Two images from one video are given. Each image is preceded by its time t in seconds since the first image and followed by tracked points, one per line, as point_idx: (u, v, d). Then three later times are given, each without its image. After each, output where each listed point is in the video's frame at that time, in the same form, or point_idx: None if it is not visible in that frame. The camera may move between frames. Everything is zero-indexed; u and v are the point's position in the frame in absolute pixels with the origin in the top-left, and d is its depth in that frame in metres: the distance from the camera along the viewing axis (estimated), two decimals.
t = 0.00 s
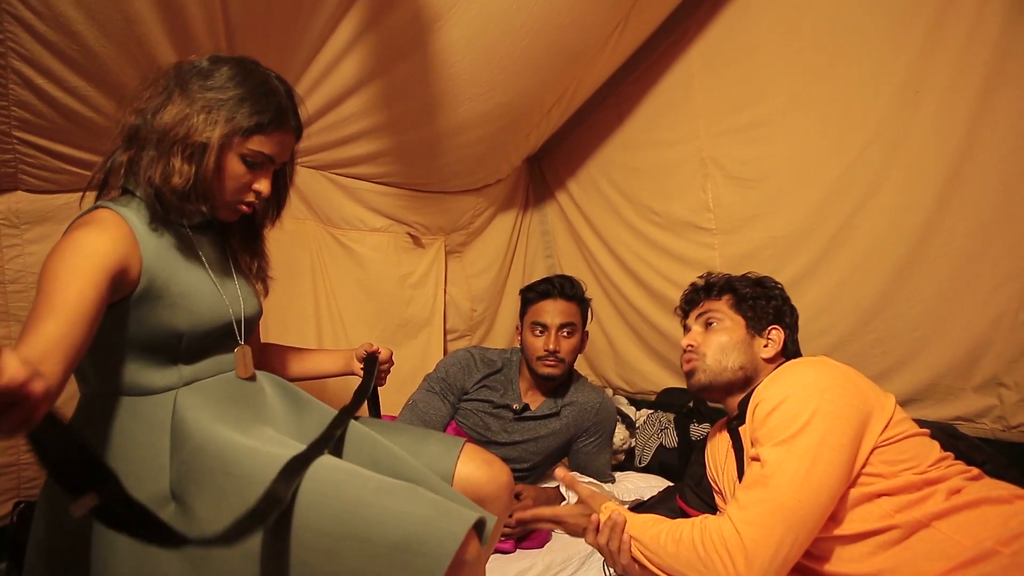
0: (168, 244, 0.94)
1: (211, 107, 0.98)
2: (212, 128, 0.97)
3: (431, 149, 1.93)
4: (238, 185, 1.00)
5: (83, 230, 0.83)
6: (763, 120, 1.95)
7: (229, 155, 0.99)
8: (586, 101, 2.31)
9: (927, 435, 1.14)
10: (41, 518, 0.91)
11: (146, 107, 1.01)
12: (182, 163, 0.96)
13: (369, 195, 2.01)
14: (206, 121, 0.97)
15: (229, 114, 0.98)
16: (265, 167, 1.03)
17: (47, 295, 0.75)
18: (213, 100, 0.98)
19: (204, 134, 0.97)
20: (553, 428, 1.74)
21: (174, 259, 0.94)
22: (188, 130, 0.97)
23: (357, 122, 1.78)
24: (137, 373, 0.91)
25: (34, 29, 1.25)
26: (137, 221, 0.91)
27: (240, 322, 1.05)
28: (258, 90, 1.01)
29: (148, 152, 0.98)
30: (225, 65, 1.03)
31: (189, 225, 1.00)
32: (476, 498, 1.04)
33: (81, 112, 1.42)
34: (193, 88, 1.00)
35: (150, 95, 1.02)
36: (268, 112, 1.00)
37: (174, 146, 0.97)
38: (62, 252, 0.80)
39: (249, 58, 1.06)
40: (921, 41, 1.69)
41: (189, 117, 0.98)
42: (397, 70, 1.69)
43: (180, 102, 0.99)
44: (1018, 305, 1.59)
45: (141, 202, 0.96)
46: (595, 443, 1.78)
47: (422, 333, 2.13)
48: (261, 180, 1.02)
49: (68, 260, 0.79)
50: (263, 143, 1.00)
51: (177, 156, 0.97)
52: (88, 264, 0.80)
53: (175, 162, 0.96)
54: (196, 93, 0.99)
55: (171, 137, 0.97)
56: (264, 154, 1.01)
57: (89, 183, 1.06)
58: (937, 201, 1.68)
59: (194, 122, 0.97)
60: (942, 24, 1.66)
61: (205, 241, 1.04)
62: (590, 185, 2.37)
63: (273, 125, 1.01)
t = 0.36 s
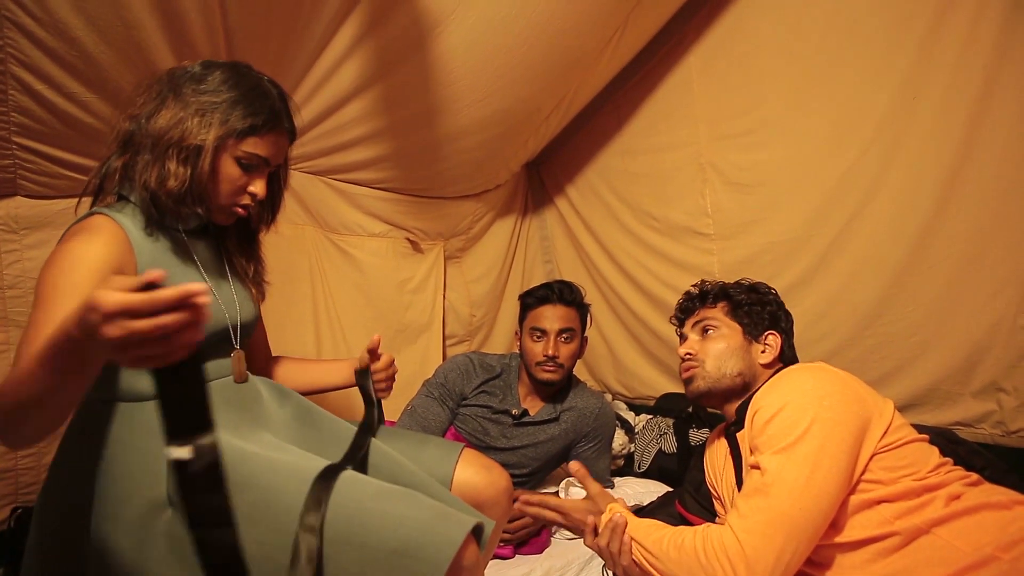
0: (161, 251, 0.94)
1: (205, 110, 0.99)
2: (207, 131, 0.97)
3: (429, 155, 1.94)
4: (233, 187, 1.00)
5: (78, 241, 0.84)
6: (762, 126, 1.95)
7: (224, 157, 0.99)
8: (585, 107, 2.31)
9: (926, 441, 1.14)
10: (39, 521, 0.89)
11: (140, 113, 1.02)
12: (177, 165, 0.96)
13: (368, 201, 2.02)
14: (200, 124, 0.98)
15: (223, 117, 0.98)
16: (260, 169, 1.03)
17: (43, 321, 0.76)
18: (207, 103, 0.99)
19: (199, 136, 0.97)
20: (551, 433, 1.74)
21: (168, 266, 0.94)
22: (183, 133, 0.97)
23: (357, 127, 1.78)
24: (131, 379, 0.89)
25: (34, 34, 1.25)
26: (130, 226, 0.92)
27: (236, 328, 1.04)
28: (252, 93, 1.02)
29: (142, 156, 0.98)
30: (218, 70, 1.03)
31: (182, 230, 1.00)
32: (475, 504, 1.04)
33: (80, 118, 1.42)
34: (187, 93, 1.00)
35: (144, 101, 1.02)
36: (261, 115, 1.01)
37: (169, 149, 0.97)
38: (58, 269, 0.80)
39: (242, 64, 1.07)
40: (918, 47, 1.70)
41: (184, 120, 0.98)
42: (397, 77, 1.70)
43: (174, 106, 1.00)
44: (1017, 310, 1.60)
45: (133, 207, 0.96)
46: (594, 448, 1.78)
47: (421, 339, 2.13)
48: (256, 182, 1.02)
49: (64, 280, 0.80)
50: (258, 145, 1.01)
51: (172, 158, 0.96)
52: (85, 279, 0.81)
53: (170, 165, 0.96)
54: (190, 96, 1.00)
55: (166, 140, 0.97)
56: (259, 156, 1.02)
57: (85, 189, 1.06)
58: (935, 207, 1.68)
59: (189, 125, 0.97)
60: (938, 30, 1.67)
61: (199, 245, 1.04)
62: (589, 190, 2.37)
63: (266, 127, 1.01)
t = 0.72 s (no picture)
0: (163, 249, 0.95)
1: (205, 105, 0.99)
2: (207, 126, 0.97)
3: (432, 155, 1.94)
4: (234, 182, 1.00)
5: (81, 239, 0.85)
6: (765, 128, 1.95)
7: (224, 152, 0.98)
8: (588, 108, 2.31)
9: (929, 444, 1.14)
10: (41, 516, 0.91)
11: (139, 110, 1.02)
12: (178, 161, 0.96)
13: (370, 201, 2.02)
14: (200, 119, 0.98)
15: (223, 112, 0.98)
16: (261, 165, 1.03)
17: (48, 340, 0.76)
18: (207, 99, 0.99)
19: (199, 130, 0.97)
20: (553, 434, 1.74)
21: (169, 266, 0.95)
22: (183, 128, 0.97)
23: (360, 127, 1.78)
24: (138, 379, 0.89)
25: (38, 32, 1.25)
26: (131, 223, 0.92)
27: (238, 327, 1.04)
28: (251, 88, 1.02)
29: (142, 152, 0.98)
30: (216, 66, 1.03)
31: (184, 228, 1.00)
32: (476, 504, 1.04)
33: (83, 116, 1.42)
34: (186, 89, 1.00)
35: (144, 98, 1.02)
36: (260, 110, 1.01)
37: (169, 145, 0.97)
38: (61, 268, 0.81)
39: (241, 60, 1.07)
40: (922, 49, 1.69)
41: (184, 116, 0.98)
42: (400, 76, 1.70)
43: (174, 102, 1.00)
44: (1020, 314, 1.60)
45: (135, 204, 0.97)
46: (595, 449, 1.78)
47: (423, 339, 2.13)
48: (257, 177, 1.01)
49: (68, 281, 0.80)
50: (258, 140, 1.00)
51: (173, 154, 0.96)
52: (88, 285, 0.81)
53: (171, 161, 0.96)
54: (190, 92, 1.00)
55: (166, 135, 0.97)
56: (259, 151, 1.01)
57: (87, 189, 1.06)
58: (938, 210, 1.68)
59: (189, 121, 0.97)
60: (943, 32, 1.66)
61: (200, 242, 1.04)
62: (592, 192, 2.37)
63: (265, 121, 1.01)
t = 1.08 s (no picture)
0: (169, 246, 0.95)
1: (203, 95, 0.98)
2: (208, 115, 0.97)
3: (433, 153, 1.93)
4: (239, 169, 0.99)
5: (91, 237, 0.86)
6: (766, 127, 1.95)
7: (227, 142, 0.98)
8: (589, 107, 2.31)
9: (931, 441, 1.14)
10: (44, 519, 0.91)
11: (134, 105, 1.01)
12: (183, 152, 0.95)
13: (370, 199, 2.01)
14: (200, 110, 0.97)
15: (222, 101, 0.98)
16: (262, 151, 1.03)
17: (68, 347, 0.82)
18: (205, 89, 0.98)
19: (201, 121, 0.96)
20: (554, 433, 1.73)
21: (175, 262, 0.95)
22: (185, 120, 0.96)
23: (361, 125, 1.78)
24: (145, 378, 0.92)
25: (38, 30, 1.25)
26: (136, 221, 0.92)
27: (241, 324, 1.04)
28: (245, 75, 1.02)
29: (144, 148, 0.97)
30: (209, 56, 1.03)
31: (188, 223, 1.00)
32: (477, 503, 1.03)
33: (83, 114, 1.42)
34: (181, 80, 1.00)
35: (137, 93, 1.02)
36: (257, 97, 1.01)
37: (173, 137, 0.96)
38: (72, 268, 0.83)
39: (231, 50, 1.07)
40: (924, 47, 1.69)
41: (183, 108, 0.97)
42: (401, 74, 1.70)
43: (170, 95, 0.99)
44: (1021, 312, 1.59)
45: (140, 200, 0.96)
46: (596, 448, 1.78)
47: (423, 338, 2.13)
48: (261, 163, 1.01)
49: (80, 281, 0.83)
50: (258, 126, 1.00)
51: (177, 146, 0.95)
52: (100, 287, 0.84)
53: (176, 153, 0.95)
54: (186, 84, 0.99)
55: (168, 127, 0.96)
56: (259, 136, 1.01)
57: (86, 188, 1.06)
58: (940, 207, 1.68)
59: (189, 112, 0.97)
60: (944, 30, 1.66)
61: (203, 238, 1.04)
62: (592, 191, 2.37)
63: (263, 109, 1.01)
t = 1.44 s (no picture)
0: (172, 239, 0.94)
1: (207, 87, 0.98)
2: (213, 107, 0.97)
3: (436, 150, 1.93)
4: (246, 161, 1.00)
5: (95, 229, 0.86)
6: (771, 125, 1.94)
7: (233, 132, 0.98)
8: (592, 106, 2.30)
9: (935, 441, 1.13)
10: (45, 519, 0.92)
11: (135, 100, 1.00)
12: (190, 144, 0.95)
13: (373, 196, 2.01)
14: (204, 101, 0.97)
15: (226, 92, 0.98)
16: (266, 140, 1.03)
17: (72, 341, 0.83)
18: (208, 80, 0.98)
19: (206, 112, 0.96)
20: (556, 432, 1.73)
21: (177, 255, 0.94)
22: (190, 113, 0.96)
23: (364, 121, 1.77)
24: (150, 373, 0.92)
25: (41, 25, 1.25)
26: (140, 214, 0.91)
27: (243, 319, 1.04)
28: (245, 66, 1.01)
29: (148, 141, 0.96)
30: (208, 49, 1.02)
31: (191, 217, 1.00)
32: (479, 500, 1.03)
33: (86, 109, 1.41)
34: (182, 74, 0.99)
35: (138, 88, 1.01)
36: (260, 87, 1.01)
37: (178, 129, 0.95)
38: (77, 258, 0.84)
39: (229, 43, 1.06)
40: (929, 45, 1.68)
41: (187, 101, 0.97)
42: (404, 71, 1.69)
43: (173, 88, 0.99)
44: None
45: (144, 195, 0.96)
46: (598, 447, 1.77)
47: (425, 336, 2.12)
48: (265, 154, 1.02)
49: (86, 272, 0.83)
50: (262, 116, 1.00)
51: (184, 138, 0.95)
52: (103, 281, 0.84)
53: (182, 145, 0.95)
54: (188, 77, 0.99)
55: (173, 120, 0.96)
56: (264, 126, 1.01)
57: (86, 182, 1.05)
58: (945, 207, 1.67)
59: (193, 104, 0.97)
60: (950, 28, 1.65)
61: (205, 232, 1.04)
62: (595, 189, 2.36)
63: (267, 98, 1.02)
